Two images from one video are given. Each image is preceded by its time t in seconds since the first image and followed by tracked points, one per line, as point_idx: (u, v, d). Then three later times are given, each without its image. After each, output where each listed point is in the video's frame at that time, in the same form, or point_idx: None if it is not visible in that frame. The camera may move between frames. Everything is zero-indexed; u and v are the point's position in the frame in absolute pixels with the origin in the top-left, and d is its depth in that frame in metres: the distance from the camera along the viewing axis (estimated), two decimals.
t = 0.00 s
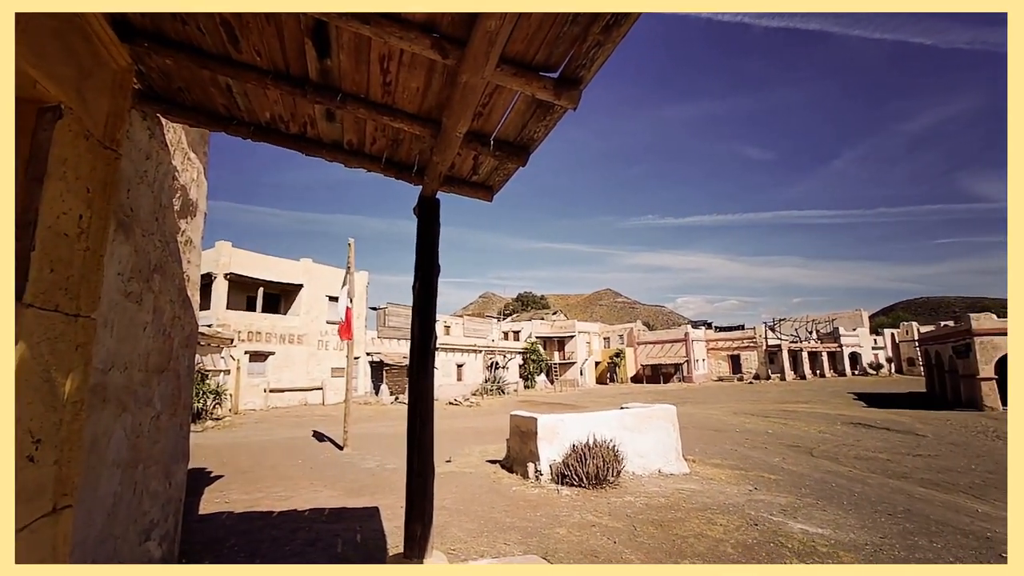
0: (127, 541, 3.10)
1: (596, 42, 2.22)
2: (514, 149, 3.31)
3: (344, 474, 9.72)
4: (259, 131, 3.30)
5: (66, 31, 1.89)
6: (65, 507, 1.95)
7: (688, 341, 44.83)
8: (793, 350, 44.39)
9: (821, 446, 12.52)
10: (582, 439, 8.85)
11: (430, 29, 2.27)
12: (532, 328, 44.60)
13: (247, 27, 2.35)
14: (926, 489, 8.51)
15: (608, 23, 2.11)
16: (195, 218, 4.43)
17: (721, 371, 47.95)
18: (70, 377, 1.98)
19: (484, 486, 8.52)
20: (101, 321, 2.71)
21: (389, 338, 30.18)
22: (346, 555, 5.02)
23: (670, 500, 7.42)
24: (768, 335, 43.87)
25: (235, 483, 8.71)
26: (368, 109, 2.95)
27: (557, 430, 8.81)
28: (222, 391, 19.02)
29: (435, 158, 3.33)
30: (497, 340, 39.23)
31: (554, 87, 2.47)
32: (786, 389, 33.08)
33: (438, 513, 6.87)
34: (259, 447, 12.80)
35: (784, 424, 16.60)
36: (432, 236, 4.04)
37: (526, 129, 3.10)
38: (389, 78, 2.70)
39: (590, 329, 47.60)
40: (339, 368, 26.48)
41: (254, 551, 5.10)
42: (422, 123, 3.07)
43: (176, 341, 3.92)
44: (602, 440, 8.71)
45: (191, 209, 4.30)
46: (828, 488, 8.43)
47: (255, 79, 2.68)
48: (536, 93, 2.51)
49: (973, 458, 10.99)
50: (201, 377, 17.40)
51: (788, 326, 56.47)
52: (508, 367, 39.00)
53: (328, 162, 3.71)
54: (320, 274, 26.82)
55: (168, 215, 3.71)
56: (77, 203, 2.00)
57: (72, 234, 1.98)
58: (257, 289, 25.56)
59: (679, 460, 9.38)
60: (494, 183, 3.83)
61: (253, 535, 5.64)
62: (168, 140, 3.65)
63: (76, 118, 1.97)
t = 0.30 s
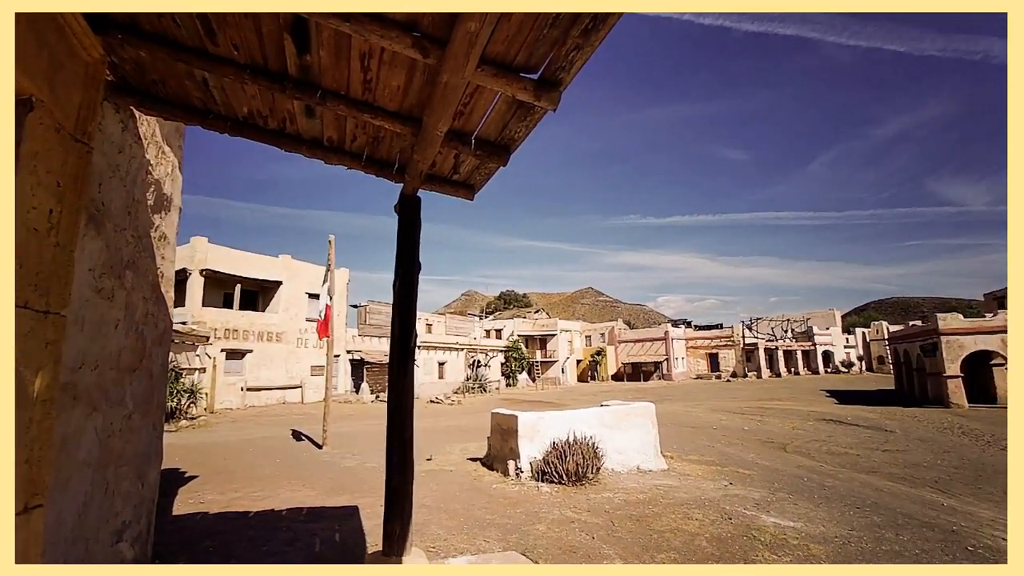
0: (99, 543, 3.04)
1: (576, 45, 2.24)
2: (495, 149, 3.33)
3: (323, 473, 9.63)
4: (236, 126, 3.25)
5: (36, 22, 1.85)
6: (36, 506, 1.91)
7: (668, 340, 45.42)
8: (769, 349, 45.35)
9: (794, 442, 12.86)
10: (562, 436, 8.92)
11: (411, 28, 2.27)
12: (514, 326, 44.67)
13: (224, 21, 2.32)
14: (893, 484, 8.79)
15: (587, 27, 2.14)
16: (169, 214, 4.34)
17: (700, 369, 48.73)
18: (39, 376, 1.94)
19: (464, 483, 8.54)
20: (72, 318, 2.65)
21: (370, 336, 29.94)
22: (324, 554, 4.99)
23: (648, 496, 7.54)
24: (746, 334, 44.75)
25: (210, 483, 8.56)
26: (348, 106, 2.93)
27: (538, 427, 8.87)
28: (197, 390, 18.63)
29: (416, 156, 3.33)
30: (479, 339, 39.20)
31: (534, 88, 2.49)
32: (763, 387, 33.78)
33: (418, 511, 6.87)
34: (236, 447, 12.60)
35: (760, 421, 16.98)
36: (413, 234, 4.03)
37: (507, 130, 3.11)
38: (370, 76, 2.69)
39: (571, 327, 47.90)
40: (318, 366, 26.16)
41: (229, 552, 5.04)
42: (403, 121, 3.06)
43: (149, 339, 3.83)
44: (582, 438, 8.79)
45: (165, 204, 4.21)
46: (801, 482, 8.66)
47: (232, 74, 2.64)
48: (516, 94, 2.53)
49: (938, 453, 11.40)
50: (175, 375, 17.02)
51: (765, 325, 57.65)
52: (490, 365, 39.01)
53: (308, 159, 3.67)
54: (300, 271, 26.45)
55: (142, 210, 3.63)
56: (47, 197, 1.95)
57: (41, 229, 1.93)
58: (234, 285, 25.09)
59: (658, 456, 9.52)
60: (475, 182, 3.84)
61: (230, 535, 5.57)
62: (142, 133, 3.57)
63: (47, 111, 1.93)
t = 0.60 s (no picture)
0: (75, 542, 2.99)
1: (561, 47, 2.27)
2: (481, 148, 3.33)
3: (306, 471, 9.54)
4: (219, 121, 3.21)
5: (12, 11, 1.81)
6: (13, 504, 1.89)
7: (653, 339, 45.81)
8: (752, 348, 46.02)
9: (775, 440, 13.09)
10: (547, 435, 8.96)
11: (397, 27, 2.26)
12: (501, 325, 44.67)
13: (207, 14, 2.29)
14: (869, 481, 8.99)
15: (573, 29, 2.16)
16: (149, 208, 4.27)
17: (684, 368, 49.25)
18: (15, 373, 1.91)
19: (449, 482, 8.53)
20: (49, 314, 2.60)
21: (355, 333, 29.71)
22: (306, 553, 4.96)
23: (631, 494, 7.61)
24: (729, 334, 45.34)
25: (190, 482, 8.42)
26: (334, 103, 2.91)
27: (522, 425, 8.90)
28: (177, 387, 18.31)
29: (401, 154, 3.32)
30: (466, 337, 39.13)
31: (520, 89, 2.50)
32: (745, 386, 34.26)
33: (401, 510, 6.85)
34: (217, 445, 12.41)
35: (742, 419, 17.23)
36: (398, 232, 4.02)
37: (493, 129, 3.13)
38: (356, 73, 2.68)
39: (558, 326, 48.05)
40: (302, 363, 25.89)
41: (208, 551, 4.98)
42: (389, 118, 3.05)
43: (127, 335, 3.77)
44: (566, 436, 8.84)
45: (146, 198, 4.14)
46: (780, 480, 8.82)
47: (215, 68, 2.61)
48: (502, 93, 2.54)
49: (913, 451, 11.69)
50: (155, 372, 16.71)
51: (748, 325, 58.45)
52: (477, 363, 38.98)
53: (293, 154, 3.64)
54: (284, 267, 26.13)
55: (121, 203, 3.57)
56: (25, 190, 1.92)
57: (17, 224, 1.89)
58: (216, 281, 24.67)
59: (641, 454, 9.61)
60: (462, 181, 3.84)
61: (210, 534, 5.50)
62: (122, 125, 3.51)
63: (24, 103, 1.89)
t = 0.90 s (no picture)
0: (51, 538, 2.93)
1: (547, 48, 2.29)
2: (468, 147, 3.34)
3: (288, 469, 9.45)
4: (203, 113, 3.17)
5: None
6: None
7: (638, 339, 46.18)
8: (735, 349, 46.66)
9: (756, 439, 13.29)
10: (531, 433, 8.99)
11: (384, 24, 2.26)
12: (487, 323, 44.65)
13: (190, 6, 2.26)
14: (845, 479, 9.18)
15: (560, 31, 2.18)
16: (130, 201, 4.20)
17: (668, 368, 49.73)
18: None
19: (432, 479, 8.53)
20: (26, 309, 2.56)
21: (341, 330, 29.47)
22: (287, 551, 4.93)
23: (613, 491, 7.67)
24: (712, 334, 46.00)
25: (168, 479, 8.30)
26: (320, 99, 2.89)
27: (507, 423, 8.92)
28: (156, 383, 17.99)
29: (387, 151, 3.30)
30: (452, 335, 39.04)
31: (506, 88, 2.51)
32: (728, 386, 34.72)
33: (384, 507, 6.84)
34: (197, 442, 12.23)
35: (724, 419, 17.49)
36: (384, 229, 4.00)
37: (480, 128, 3.13)
38: (342, 69, 2.67)
39: (544, 325, 48.17)
40: (285, 360, 25.60)
41: (188, 549, 4.93)
42: (375, 115, 3.03)
43: (105, 330, 3.70)
44: (550, 434, 8.88)
45: (126, 190, 4.07)
46: (760, 478, 8.96)
47: (199, 60, 2.58)
48: (489, 93, 2.55)
49: (888, 450, 11.98)
50: (133, 368, 16.41)
51: (731, 326, 59.17)
52: (462, 361, 38.93)
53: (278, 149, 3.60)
54: (268, 262, 25.82)
55: (100, 195, 3.50)
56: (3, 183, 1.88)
57: None
58: (198, 276, 24.27)
59: (624, 453, 9.68)
60: (448, 179, 3.84)
61: (188, 532, 5.43)
62: (102, 116, 3.44)
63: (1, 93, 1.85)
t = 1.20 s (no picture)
0: (22, 535, 2.87)
1: (531, 50, 2.31)
2: (452, 145, 3.34)
3: (267, 466, 9.34)
4: (183, 105, 3.11)
5: None
6: None
7: (621, 338, 46.54)
8: (715, 349, 47.33)
9: (734, 438, 13.52)
10: (513, 431, 9.01)
11: (368, 21, 2.25)
12: (471, 321, 44.57)
13: None
14: (819, 477, 9.40)
15: (544, 33, 2.21)
16: (105, 192, 4.10)
17: (650, 367, 50.23)
18: None
19: (413, 477, 8.51)
20: None
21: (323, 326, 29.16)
22: (265, 549, 4.87)
23: (593, 489, 7.75)
24: (694, 334, 46.62)
25: (143, 477, 8.14)
26: (303, 94, 2.87)
27: (489, 421, 8.93)
28: (131, 378, 17.61)
29: (371, 148, 3.29)
30: (436, 332, 38.89)
31: (491, 88, 2.53)
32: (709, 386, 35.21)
33: (364, 505, 6.81)
34: (173, 439, 12.00)
35: (704, 418, 17.74)
36: (367, 225, 3.98)
37: (464, 127, 3.14)
38: (326, 64, 2.66)
39: (528, 323, 48.27)
40: (266, 356, 25.25)
41: (162, 547, 4.85)
42: (359, 111, 3.02)
43: (78, 324, 3.61)
44: (532, 433, 8.92)
45: (101, 181, 3.97)
46: (737, 476, 9.12)
47: (180, 52, 2.54)
48: (473, 93, 2.56)
49: (860, 449, 12.31)
50: (107, 362, 16.04)
51: (712, 326, 59.99)
52: (446, 359, 38.81)
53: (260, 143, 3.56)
54: (249, 257, 25.43)
55: (75, 186, 3.42)
56: None
57: None
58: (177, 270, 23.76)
59: (605, 451, 9.76)
60: (432, 177, 3.83)
61: (162, 530, 5.34)
62: (78, 105, 3.36)
63: None
